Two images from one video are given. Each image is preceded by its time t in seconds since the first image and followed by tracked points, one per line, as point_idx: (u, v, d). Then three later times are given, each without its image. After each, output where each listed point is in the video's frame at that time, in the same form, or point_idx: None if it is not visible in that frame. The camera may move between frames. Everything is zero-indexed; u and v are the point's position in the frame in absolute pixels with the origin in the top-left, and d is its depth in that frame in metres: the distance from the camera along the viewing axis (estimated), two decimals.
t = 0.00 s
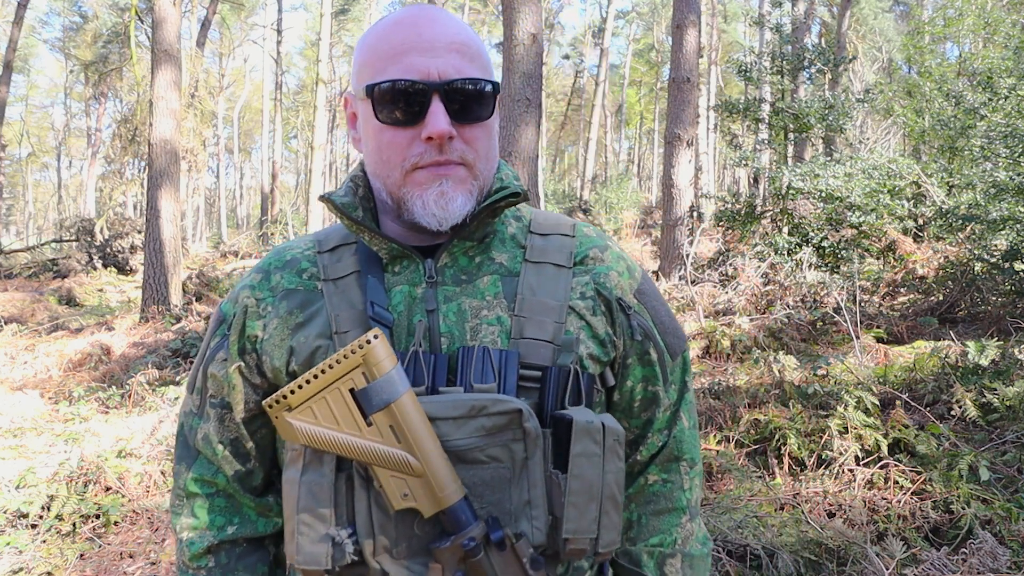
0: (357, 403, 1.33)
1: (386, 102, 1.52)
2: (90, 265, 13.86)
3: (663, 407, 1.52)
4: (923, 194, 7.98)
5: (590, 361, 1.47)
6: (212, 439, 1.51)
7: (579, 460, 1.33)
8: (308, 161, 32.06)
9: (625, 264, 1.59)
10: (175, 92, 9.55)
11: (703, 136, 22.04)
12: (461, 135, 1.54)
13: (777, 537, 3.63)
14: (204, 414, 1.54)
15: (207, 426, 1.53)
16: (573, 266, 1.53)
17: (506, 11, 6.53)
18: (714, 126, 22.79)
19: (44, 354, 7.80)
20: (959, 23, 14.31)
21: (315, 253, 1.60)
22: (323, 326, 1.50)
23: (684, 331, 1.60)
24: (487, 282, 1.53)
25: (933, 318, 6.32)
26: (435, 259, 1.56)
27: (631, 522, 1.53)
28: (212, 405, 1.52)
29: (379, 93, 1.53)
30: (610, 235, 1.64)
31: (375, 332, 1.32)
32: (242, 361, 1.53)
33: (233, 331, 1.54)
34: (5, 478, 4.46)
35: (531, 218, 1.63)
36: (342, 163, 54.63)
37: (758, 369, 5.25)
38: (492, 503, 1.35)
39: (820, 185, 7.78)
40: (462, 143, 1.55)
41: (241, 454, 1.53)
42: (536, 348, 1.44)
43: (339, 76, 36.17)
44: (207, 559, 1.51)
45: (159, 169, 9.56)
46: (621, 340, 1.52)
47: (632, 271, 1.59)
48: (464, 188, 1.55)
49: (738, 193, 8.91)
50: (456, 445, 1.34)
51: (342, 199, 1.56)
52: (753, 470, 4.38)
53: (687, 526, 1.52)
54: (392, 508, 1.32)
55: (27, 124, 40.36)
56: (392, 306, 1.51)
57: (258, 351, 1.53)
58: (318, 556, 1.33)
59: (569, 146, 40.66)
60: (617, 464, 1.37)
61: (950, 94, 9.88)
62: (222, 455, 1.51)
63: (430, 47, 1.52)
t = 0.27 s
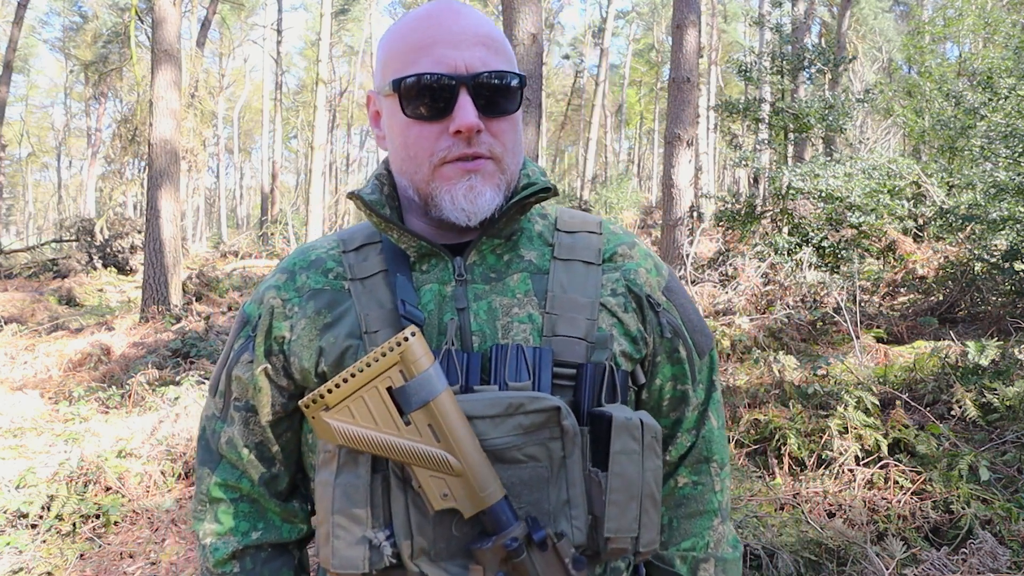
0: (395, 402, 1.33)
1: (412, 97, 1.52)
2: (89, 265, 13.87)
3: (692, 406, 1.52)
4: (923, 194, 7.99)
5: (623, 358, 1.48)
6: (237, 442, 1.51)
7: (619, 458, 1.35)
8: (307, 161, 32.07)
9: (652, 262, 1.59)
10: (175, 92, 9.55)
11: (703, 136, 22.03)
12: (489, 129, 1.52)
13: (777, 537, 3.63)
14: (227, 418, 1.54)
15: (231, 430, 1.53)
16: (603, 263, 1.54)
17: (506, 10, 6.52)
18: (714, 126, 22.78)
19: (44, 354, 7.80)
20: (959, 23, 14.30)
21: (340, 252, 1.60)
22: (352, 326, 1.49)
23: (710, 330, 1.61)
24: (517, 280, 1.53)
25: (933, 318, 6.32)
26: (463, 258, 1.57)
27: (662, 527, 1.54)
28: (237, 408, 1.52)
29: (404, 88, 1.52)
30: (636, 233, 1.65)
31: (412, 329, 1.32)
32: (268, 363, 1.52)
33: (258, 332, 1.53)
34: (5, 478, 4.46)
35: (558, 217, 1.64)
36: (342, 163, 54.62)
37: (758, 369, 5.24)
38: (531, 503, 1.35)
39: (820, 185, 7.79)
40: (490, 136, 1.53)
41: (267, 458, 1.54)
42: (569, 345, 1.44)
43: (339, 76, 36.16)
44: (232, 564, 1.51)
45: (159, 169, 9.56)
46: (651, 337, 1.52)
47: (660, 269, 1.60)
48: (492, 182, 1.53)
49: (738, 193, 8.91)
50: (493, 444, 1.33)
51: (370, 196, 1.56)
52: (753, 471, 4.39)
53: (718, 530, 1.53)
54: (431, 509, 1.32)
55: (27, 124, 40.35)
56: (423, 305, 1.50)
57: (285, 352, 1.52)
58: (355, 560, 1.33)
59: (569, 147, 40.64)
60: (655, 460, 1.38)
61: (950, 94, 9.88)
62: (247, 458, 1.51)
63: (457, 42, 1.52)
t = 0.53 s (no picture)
0: (405, 401, 1.33)
1: (426, 87, 1.52)
2: (89, 265, 13.87)
3: (705, 409, 1.53)
4: (923, 194, 7.99)
5: (636, 360, 1.48)
6: (245, 437, 1.51)
7: (633, 462, 1.34)
8: (307, 162, 32.07)
9: (667, 262, 1.59)
10: (175, 92, 9.55)
11: (703, 136, 22.03)
12: (503, 119, 1.52)
13: (777, 537, 3.62)
14: (236, 412, 1.54)
15: (240, 424, 1.53)
16: (618, 263, 1.54)
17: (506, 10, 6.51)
18: (714, 126, 22.78)
19: (44, 354, 7.80)
20: (959, 23, 14.30)
21: (351, 248, 1.60)
22: (363, 322, 1.49)
23: (725, 331, 1.60)
24: (530, 279, 1.53)
25: (933, 318, 6.32)
26: (476, 255, 1.57)
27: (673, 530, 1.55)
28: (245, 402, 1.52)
29: (418, 78, 1.52)
30: (651, 233, 1.65)
31: (423, 328, 1.33)
32: (277, 358, 1.52)
33: (268, 327, 1.53)
34: (5, 478, 4.46)
35: (573, 215, 1.63)
36: (341, 163, 54.61)
37: (758, 369, 5.24)
38: (541, 506, 1.34)
39: (820, 185, 7.79)
40: (503, 127, 1.53)
41: (275, 454, 1.54)
42: (582, 345, 1.44)
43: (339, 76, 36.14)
44: (239, 559, 1.51)
45: (159, 169, 9.56)
46: (665, 338, 1.53)
47: (675, 269, 1.60)
48: (505, 173, 1.53)
49: (738, 193, 8.91)
50: (504, 445, 1.33)
51: (384, 189, 1.57)
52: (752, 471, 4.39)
53: (729, 534, 1.54)
54: (439, 511, 1.32)
55: (27, 124, 40.33)
56: (434, 303, 1.51)
57: (295, 348, 1.53)
58: (362, 560, 1.34)
59: (569, 147, 40.64)
60: (668, 465, 1.38)
61: (950, 94, 9.88)
62: (255, 454, 1.51)
63: (472, 31, 1.53)
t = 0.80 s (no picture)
0: (401, 407, 1.32)
1: (428, 88, 1.52)
2: (89, 265, 13.87)
3: (705, 413, 1.53)
4: (923, 194, 7.99)
5: (635, 366, 1.48)
6: (246, 435, 1.51)
7: (628, 470, 1.34)
8: (308, 162, 32.08)
9: (670, 266, 1.59)
10: (175, 92, 9.55)
11: (703, 136, 22.04)
12: (505, 121, 1.52)
13: (777, 537, 3.62)
14: (237, 410, 1.54)
15: (240, 422, 1.53)
16: (619, 268, 1.53)
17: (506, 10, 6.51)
18: (714, 126, 22.78)
19: (44, 354, 7.80)
20: (959, 23, 14.31)
21: (353, 247, 1.59)
22: (363, 324, 1.49)
23: (728, 335, 1.60)
24: (530, 283, 1.53)
25: (933, 318, 6.32)
26: (477, 258, 1.57)
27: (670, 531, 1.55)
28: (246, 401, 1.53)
29: (420, 79, 1.52)
30: (654, 235, 1.64)
31: (421, 334, 1.31)
32: (278, 358, 1.52)
33: (269, 327, 1.53)
34: (5, 478, 4.46)
35: (575, 217, 1.63)
36: (341, 163, 54.60)
37: (758, 369, 5.24)
38: (536, 513, 1.35)
39: (820, 185, 7.79)
40: (505, 128, 1.53)
41: (275, 452, 1.53)
42: (582, 351, 1.44)
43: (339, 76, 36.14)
44: (239, 554, 1.52)
45: (159, 169, 9.56)
46: (665, 343, 1.53)
47: (677, 273, 1.60)
48: (506, 175, 1.53)
49: (738, 193, 8.92)
50: (500, 452, 1.33)
51: (386, 190, 1.57)
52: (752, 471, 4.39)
53: (727, 538, 1.54)
54: (434, 516, 1.32)
55: (27, 124, 40.32)
56: (434, 306, 1.51)
57: (296, 348, 1.53)
58: (356, 563, 1.34)
59: (568, 147, 40.65)
60: (663, 473, 1.38)
61: (950, 94, 9.88)
62: (255, 451, 1.51)
63: (474, 32, 1.52)
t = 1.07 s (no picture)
0: (399, 410, 1.32)
1: (427, 88, 1.52)
2: (90, 265, 13.87)
3: (700, 415, 1.53)
4: (923, 194, 7.99)
5: (632, 368, 1.48)
6: (243, 434, 1.51)
7: (623, 474, 1.34)
8: (308, 162, 32.08)
9: (667, 268, 1.59)
10: (175, 92, 9.55)
11: (703, 136, 22.05)
12: (504, 120, 1.52)
13: (778, 537, 3.62)
14: (234, 409, 1.55)
15: (237, 420, 1.53)
16: (616, 270, 1.53)
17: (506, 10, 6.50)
18: (714, 126, 22.79)
19: (44, 354, 7.80)
20: (959, 23, 14.31)
21: (350, 247, 1.60)
22: (360, 325, 1.49)
23: (724, 337, 1.60)
24: (528, 285, 1.54)
25: (933, 318, 6.32)
26: (474, 259, 1.57)
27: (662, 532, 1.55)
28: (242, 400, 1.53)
29: (419, 79, 1.52)
30: (651, 237, 1.64)
31: (419, 337, 1.30)
32: (275, 358, 1.52)
33: (266, 327, 1.53)
34: (5, 478, 4.46)
35: (573, 219, 1.63)
36: (341, 163, 54.59)
37: (758, 369, 5.24)
38: (532, 514, 1.35)
39: (819, 185, 7.79)
40: (505, 128, 1.53)
41: (271, 450, 1.54)
42: (578, 354, 1.44)
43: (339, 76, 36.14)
44: (235, 552, 1.52)
45: (159, 169, 9.56)
46: (662, 345, 1.53)
47: (674, 275, 1.59)
48: (506, 174, 1.53)
49: (738, 193, 8.92)
50: (496, 454, 1.33)
51: (383, 192, 1.56)
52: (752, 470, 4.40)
53: (719, 538, 1.54)
54: (430, 518, 1.32)
55: (27, 124, 40.30)
56: (432, 307, 1.51)
57: (292, 348, 1.52)
58: (352, 563, 1.35)
59: (568, 147, 40.65)
60: (659, 476, 1.38)
61: (950, 94, 9.89)
62: (252, 450, 1.51)
63: (473, 31, 1.52)
